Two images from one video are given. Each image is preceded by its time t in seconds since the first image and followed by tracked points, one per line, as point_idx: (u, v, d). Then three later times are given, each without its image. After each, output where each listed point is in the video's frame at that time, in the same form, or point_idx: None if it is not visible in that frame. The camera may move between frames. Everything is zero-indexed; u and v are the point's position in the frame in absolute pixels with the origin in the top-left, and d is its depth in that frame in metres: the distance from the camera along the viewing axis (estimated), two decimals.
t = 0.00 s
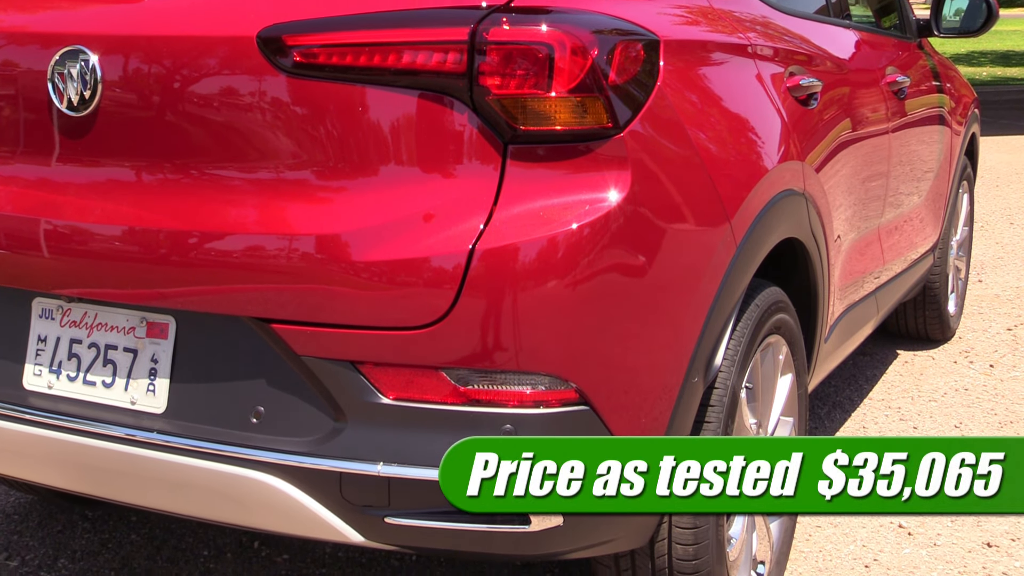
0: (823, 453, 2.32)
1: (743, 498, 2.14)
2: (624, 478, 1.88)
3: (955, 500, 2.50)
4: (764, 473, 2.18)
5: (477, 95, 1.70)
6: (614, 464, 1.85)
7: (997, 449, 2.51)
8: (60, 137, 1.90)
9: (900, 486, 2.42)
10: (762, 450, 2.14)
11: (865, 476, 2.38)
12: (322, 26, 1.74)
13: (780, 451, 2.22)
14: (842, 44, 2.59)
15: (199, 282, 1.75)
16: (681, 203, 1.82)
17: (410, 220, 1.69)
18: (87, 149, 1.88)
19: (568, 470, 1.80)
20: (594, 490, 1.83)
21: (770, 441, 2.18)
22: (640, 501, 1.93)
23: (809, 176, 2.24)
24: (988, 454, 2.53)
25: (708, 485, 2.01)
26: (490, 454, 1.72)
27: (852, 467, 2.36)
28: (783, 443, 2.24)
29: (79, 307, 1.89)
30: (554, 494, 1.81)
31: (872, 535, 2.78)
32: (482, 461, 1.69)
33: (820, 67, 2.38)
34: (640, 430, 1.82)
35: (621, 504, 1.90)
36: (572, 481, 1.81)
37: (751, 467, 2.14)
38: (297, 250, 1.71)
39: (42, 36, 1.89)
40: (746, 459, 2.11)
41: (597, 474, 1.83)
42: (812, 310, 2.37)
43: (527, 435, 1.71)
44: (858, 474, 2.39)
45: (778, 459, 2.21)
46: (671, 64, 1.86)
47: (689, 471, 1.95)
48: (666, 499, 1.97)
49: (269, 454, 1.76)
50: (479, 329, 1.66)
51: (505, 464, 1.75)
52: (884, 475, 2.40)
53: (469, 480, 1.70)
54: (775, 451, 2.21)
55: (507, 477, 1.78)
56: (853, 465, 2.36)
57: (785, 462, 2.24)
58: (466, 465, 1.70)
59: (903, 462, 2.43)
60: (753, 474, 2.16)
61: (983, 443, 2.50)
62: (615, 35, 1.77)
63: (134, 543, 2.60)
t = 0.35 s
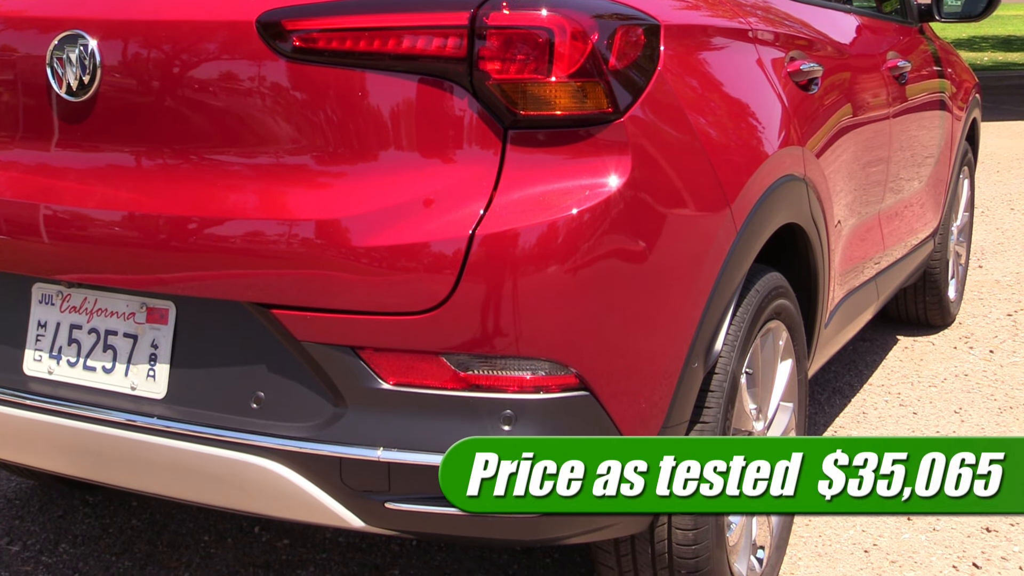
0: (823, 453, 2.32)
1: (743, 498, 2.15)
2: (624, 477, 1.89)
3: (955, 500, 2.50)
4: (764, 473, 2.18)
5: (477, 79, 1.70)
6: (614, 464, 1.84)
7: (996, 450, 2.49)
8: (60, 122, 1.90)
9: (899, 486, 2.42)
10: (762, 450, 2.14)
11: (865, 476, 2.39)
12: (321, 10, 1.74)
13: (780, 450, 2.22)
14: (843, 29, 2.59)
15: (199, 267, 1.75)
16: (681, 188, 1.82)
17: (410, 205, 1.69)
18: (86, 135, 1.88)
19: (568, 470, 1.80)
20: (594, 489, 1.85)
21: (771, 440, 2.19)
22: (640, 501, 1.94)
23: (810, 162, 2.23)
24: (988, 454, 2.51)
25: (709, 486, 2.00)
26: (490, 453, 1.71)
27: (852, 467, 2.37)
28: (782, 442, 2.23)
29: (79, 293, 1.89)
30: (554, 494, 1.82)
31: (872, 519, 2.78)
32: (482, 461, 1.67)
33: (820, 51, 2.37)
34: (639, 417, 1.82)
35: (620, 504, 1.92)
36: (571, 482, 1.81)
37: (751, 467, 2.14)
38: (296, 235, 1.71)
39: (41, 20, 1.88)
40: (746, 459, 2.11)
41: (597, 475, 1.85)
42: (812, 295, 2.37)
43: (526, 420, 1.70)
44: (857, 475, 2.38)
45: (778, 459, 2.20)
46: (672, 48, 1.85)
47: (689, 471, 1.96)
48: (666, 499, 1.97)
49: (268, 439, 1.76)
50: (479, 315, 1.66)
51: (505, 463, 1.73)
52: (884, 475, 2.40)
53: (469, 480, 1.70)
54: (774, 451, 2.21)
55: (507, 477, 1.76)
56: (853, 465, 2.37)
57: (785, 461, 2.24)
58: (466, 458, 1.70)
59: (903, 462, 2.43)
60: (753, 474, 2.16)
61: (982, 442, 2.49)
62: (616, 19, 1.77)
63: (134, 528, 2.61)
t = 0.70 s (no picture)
0: (823, 453, 2.33)
1: (743, 498, 2.15)
2: (624, 477, 1.90)
3: (955, 500, 2.48)
4: (764, 473, 2.20)
5: (477, 65, 1.69)
6: (614, 465, 1.84)
7: (996, 449, 2.51)
8: (59, 108, 1.90)
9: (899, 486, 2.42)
10: (762, 450, 2.16)
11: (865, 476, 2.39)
12: None
13: (780, 451, 2.24)
14: (843, 14, 2.58)
15: (199, 254, 1.75)
16: (681, 174, 1.82)
17: (410, 191, 1.69)
18: (85, 121, 1.88)
19: (568, 470, 1.82)
20: (594, 489, 1.86)
21: (772, 439, 2.22)
22: (640, 500, 1.95)
23: (810, 148, 2.23)
24: (988, 454, 2.53)
25: (709, 485, 2.01)
26: (491, 454, 1.72)
27: (852, 467, 2.37)
28: (782, 442, 2.26)
29: (79, 279, 1.89)
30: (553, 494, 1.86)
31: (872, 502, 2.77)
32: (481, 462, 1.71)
33: (821, 37, 2.36)
34: (639, 403, 1.82)
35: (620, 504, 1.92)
36: (572, 482, 1.83)
37: (751, 467, 2.15)
38: (296, 222, 1.70)
39: (39, 6, 1.88)
40: (746, 459, 2.13)
41: (597, 475, 1.85)
42: (812, 281, 2.37)
43: (526, 406, 1.70)
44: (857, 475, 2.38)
45: (778, 459, 2.22)
46: (672, 34, 1.85)
47: (689, 471, 1.96)
48: (666, 499, 1.99)
49: (268, 425, 1.76)
50: (479, 301, 1.66)
51: (506, 463, 1.75)
52: (884, 475, 2.41)
53: (469, 480, 1.74)
54: (774, 451, 2.23)
55: (507, 477, 1.79)
56: (853, 465, 2.37)
57: (785, 462, 2.26)
58: (466, 459, 1.72)
59: (903, 462, 2.43)
60: (753, 474, 2.17)
61: (981, 442, 2.51)
62: (616, 5, 1.76)
63: (135, 514, 2.61)
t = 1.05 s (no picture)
0: (823, 453, 2.35)
1: (743, 498, 2.16)
2: (624, 478, 1.96)
3: (955, 500, 2.48)
4: (764, 473, 2.21)
5: (477, 51, 1.69)
6: (614, 467, 1.91)
7: (996, 449, 2.51)
8: (58, 94, 1.89)
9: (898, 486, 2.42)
10: (762, 450, 2.19)
11: (865, 477, 2.39)
12: None
13: (780, 451, 2.27)
14: None
15: (199, 240, 1.75)
16: (681, 160, 1.82)
17: (410, 177, 1.69)
18: (85, 107, 1.87)
19: (568, 470, 1.88)
20: (594, 489, 1.95)
21: (772, 439, 2.25)
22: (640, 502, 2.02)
23: (811, 134, 2.23)
24: (988, 454, 2.53)
25: (709, 485, 2.02)
26: (490, 453, 1.73)
27: (852, 467, 2.38)
28: (782, 443, 2.28)
29: (79, 265, 1.88)
30: (554, 494, 1.97)
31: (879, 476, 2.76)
32: (482, 461, 1.75)
33: (821, 23, 2.36)
34: (639, 389, 1.82)
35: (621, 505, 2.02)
36: (571, 482, 1.92)
37: (751, 467, 2.17)
38: (296, 208, 1.70)
39: None
40: (746, 459, 2.15)
41: (597, 475, 1.93)
42: (812, 267, 2.37)
43: (526, 392, 1.70)
44: (857, 476, 2.39)
45: (778, 460, 2.25)
46: (672, 20, 1.84)
47: (689, 471, 1.98)
48: (666, 499, 2.01)
49: (268, 411, 1.76)
50: (479, 287, 1.66)
51: (506, 464, 1.80)
52: (884, 475, 2.41)
53: (469, 481, 1.80)
54: (774, 450, 2.26)
55: (507, 477, 1.86)
56: (853, 465, 2.38)
57: (785, 461, 2.29)
58: (466, 458, 1.74)
59: (903, 462, 2.43)
60: (753, 474, 2.19)
61: (981, 442, 2.51)
62: None
63: (136, 499, 2.62)
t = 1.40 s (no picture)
0: (823, 452, 2.37)
1: (743, 498, 2.15)
2: (624, 477, 1.99)
3: (955, 500, 2.49)
4: (763, 473, 2.22)
5: (477, 37, 1.69)
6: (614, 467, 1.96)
7: (996, 449, 2.52)
8: (57, 81, 1.89)
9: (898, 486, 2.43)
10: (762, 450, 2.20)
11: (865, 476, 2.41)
12: None
13: (780, 451, 2.28)
14: None
15: (199, 227, 1.74)
16: (682, 147, 1.81)
17: (410, 164, 1.69)
18: (84, 94, 1.87)
19: (569, 469, 1.92)
20: (594, 489, 2.00)
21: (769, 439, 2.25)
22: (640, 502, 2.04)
23: (811, 121, 2.22)
24: (988, 454, 2.53)
25: (708, 486, 2.02)
26: (490, 453, 1.74)
27: (851, 467, 2.41)
28: (782, 443, 2.30)
29: (78, 253, 1.88)
30: (553, 494, 2.11)
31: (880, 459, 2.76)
32: (482, 461, 1.79)
33: (822, 9, 2.35)
34: (639, 376, 1.82)
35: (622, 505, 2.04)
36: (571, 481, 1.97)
37: (751, 467, 2.18)
38: (296, 194, 1.70)
39: None
40: (746, 459, 2.16)
41: (597, 475, 1.98)
42: (812, 254, 2.37)
43: (526, 379, 1.70)
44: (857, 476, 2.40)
45: (777, 460, 2.26)
46: (673, 6, 1.84)
47: (689, 471, 1.99)
48: (666, 499, 2.02)
49: (269, 398, 1.77)
50: (479, 274, 1.66)
51: (505, 462, 1.86)
52: (884, 475, 2.42)
53: (470, 480, 1.86)
54: (774, 450, 2.27)
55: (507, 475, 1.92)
56: (853, 465, 2.41)
57: (785, 461, 2.30)
58: (466, 458, 1.77)
59: (902, 462, 2.45)
60: (753, 474, 2.20)
61: (981, 442, 2.52)
62: None
63: (136, 487, 2.62)
